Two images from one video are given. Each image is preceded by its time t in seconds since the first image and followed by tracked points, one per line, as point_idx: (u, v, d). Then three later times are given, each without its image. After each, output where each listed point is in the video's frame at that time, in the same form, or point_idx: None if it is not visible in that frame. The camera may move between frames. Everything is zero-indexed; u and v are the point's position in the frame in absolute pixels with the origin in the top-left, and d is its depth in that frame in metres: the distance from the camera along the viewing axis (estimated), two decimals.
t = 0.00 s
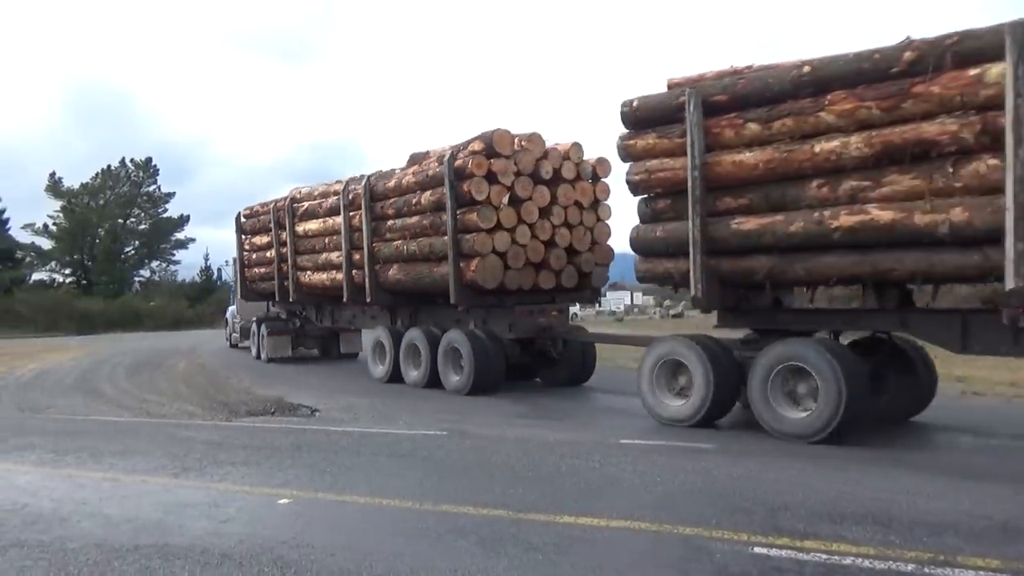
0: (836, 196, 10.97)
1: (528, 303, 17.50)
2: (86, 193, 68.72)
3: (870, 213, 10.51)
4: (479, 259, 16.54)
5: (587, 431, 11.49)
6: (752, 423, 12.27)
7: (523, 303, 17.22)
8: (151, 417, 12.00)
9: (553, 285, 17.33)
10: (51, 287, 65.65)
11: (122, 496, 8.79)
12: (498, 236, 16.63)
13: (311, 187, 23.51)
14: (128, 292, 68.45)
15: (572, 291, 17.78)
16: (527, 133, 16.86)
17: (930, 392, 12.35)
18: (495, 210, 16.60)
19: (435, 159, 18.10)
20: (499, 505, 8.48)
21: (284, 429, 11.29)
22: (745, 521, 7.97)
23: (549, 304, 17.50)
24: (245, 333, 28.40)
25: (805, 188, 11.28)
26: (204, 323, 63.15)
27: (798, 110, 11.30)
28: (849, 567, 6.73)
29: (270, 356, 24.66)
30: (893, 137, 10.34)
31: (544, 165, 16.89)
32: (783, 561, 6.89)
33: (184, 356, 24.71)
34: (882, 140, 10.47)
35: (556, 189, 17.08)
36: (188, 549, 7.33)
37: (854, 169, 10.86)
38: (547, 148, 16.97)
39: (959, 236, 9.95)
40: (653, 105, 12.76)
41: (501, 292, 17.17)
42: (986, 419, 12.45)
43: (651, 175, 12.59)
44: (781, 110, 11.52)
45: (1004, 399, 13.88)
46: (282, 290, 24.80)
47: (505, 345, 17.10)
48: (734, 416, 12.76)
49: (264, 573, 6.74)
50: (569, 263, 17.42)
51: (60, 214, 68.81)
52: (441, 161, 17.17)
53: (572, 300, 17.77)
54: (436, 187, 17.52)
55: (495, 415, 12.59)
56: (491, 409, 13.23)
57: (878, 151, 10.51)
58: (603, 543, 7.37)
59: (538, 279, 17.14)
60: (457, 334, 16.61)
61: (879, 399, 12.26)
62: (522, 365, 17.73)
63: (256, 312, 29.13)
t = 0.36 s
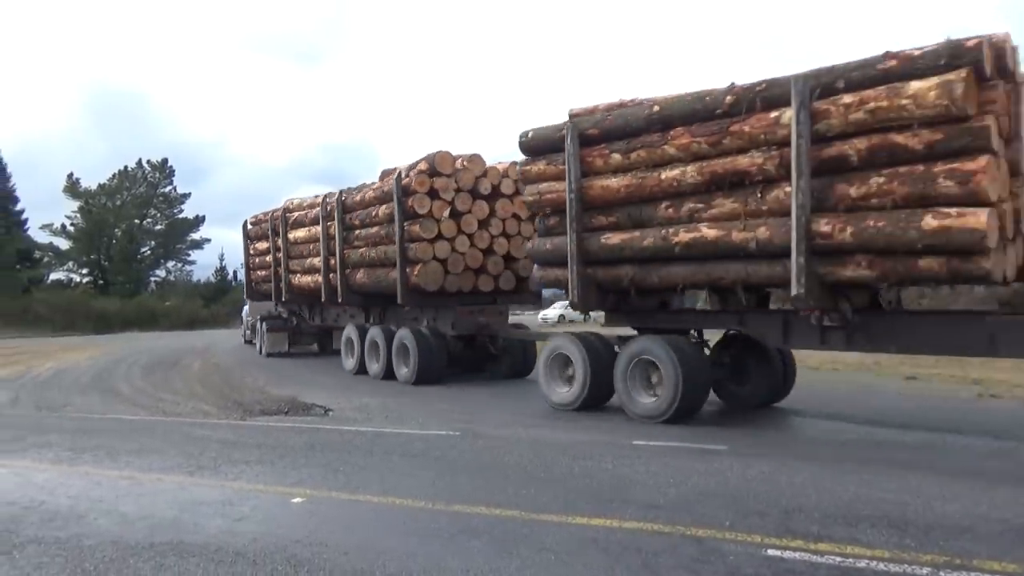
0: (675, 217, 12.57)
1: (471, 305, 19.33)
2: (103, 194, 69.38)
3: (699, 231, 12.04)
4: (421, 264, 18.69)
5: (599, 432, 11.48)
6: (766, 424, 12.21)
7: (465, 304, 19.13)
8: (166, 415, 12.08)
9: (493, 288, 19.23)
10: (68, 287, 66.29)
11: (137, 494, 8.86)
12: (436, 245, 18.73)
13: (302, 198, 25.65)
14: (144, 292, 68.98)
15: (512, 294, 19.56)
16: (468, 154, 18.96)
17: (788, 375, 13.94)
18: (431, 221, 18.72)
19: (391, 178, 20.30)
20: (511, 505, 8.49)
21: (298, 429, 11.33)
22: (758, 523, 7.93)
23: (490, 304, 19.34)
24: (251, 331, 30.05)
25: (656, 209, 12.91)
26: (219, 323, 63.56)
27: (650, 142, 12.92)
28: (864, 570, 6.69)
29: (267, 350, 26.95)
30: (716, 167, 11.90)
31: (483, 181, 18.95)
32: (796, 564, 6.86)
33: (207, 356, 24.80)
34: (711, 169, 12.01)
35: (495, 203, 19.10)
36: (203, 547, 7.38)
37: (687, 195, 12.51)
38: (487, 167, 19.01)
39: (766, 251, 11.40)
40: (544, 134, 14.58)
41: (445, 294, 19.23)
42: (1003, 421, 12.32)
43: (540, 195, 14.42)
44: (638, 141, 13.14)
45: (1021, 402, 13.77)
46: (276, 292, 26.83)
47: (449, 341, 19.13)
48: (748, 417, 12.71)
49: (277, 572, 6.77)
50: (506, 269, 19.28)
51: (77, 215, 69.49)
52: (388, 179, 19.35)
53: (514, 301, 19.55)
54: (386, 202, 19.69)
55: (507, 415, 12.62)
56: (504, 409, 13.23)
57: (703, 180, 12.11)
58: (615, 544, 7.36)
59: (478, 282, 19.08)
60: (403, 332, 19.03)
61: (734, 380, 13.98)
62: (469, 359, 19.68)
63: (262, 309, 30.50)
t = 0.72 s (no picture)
0: (556, 231, 14.70)
1: (419, 305, 21.15)
2: (103, 193, 69.39)
3: (571, 244, 14.14)
4: (371, 269, 20.62)
5: (599, 432, 11.48)
6: (767, 423, 12.20)
7: (411, 304, 21.08)
8: (166, 415, 12.06)
9: (440, 289, 21.02)
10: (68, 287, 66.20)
11: (138, 494, 8.86)
12: (385, 252, 20.74)
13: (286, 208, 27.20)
14: (144, 292, 68.93)
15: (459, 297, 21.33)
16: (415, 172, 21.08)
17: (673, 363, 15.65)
18: (380, 231, 20.77)
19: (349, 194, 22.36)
20: (512, 505, 8.49)
21: (299, 429, 11.31)
22: (759, 523, 7.93)
23: (438, 305, 21.12)
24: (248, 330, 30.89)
25: (541, 224, 15.05)
26: (219, 323, 63.54)
27: (535, 167, 15.15)
28: (864, 569, 6.69)
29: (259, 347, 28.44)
30: (584, 189, 14.01)
31: (430, 196, 21.03)
32: (796, 563, 6.87)
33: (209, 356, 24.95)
34: (580, 193, 14.17)
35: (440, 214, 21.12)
36: (204, 547, 7.37)
37: (564, 211, 14.66)
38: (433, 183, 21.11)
39: (621, 261, 13.46)
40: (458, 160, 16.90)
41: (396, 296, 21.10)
42: (1003, 420, 12.32)
43: (454, 212, 16.78)
44: (528, 166, 15.34)
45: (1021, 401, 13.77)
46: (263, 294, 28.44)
47: (401, 338, 20.75)
48: (750, 415, 12.69)
49: (278, 572, 6.77)
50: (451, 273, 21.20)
51: (77, 215, 69.46)
52: (345, 195, 21.45)
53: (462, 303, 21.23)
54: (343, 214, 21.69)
55: (507, 415, 12.63)
56: (505, 409, 13.22)
57: (574, 200, 14.28)
58: (616, 543, 7.37)
59: (425, 285, 21.01)
60: (357, 329, 20.95)
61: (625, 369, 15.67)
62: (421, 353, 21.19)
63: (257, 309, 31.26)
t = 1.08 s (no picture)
0: (481, 243, 16.85)
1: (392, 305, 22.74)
2: (117, 196, 69.99)
3: (492, 254, 16.28)
4: (346, 274, 22.60)
5: (610, 433, 11.45)
6: (780, 423, 12.10)
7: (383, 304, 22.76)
8: (180, 416, 12.14)
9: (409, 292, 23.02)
10: (83, 289, 66.72)
11: (153, 494, 8.92)
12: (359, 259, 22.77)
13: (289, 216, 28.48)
14: (158, 293, 69.35)
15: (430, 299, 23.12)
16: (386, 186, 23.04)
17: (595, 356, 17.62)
18: (354, 240, 22.78)
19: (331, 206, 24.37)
20: (523, 505, 8.48)
21: (311, 429, 11.34)
22: (772, 525, 7.89)
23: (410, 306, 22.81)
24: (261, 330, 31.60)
25: (471, 236, 17.20)
26: (232, 324, 63.89)
27: (465, 187, 17.23)
28: (879, 572, 6.63)
29: (268, 346, 29.69)
30: (500, 207, 16.18)
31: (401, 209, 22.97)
32: (810, 566, 6.82)
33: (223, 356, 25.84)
34: (498, 209, 16.34)
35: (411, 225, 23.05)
36: (218, 548, 7.41)
37: (490, 224, 16.76)
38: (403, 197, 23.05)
39: (530, 268, 15.62)
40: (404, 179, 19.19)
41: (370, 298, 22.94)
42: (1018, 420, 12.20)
43: (401, 225, 19.22)
44: (460, 186, 17.49)
45: None
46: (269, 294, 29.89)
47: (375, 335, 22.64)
48: (763, 416, 12.61)
49: (291, 572, 6.79)
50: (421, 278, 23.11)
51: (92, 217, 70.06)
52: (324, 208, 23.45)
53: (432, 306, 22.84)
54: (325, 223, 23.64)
55: (519, 415, 12.62)
56: (516, 410, 13.22)
57: (495, 215, 16.40)
58: (628, 545, 7.34)
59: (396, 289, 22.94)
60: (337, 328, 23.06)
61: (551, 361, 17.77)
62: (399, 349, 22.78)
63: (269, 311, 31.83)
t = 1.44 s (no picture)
0: (431, 251, 18.94)
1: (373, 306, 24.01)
2: (128, 198, 70.48)
3: (438, 261, 18.39)
4: (330, 279, 24.28)
5: (619, 434, 11.41)
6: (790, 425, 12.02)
7: (365, 305, 24.00)
8: (190, 417, 12.17)
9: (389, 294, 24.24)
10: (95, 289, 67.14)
11: (163, 495, 8.96)
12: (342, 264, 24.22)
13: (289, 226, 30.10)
14: (168, 294, 69.72)
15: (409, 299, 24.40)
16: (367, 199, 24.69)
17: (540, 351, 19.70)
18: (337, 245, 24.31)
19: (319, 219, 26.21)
20: (532, 507, 8.47)
21: (319, 430, 11.34)
22: (783, 527, 7.84)
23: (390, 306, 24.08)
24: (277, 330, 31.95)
25: (424, 246, 19.29)
26: (241, 324, 64.20)
27: (419, 201, 19.37)
28: None
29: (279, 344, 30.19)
30: (444, 219, 18.24)
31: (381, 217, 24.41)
32: (821, 568, 6.77)
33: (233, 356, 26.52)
34: (443, 221, 18.44)
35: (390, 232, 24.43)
36: (227, 548, 7.43)
37: (437, 235, 18.82)
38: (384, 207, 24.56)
39: (465, 273, 17.71)
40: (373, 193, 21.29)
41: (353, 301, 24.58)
42: None
43: (370, 235, 21.54)
44: (414, 201, 19.68)
45: None
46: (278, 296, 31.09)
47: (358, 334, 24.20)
48: (773, 417, 12.56)
49: (300, 573, 6.80)
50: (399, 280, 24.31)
51: (103, 218, 70.54)
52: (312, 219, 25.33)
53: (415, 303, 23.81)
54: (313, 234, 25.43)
55: (527, 416, 12.61)
56: (525, 411, 13.21)
57: (440, 227, 18.45)
58: (637, 547, 7.31)
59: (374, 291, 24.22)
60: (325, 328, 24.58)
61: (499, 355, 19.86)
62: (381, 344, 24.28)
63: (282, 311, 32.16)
